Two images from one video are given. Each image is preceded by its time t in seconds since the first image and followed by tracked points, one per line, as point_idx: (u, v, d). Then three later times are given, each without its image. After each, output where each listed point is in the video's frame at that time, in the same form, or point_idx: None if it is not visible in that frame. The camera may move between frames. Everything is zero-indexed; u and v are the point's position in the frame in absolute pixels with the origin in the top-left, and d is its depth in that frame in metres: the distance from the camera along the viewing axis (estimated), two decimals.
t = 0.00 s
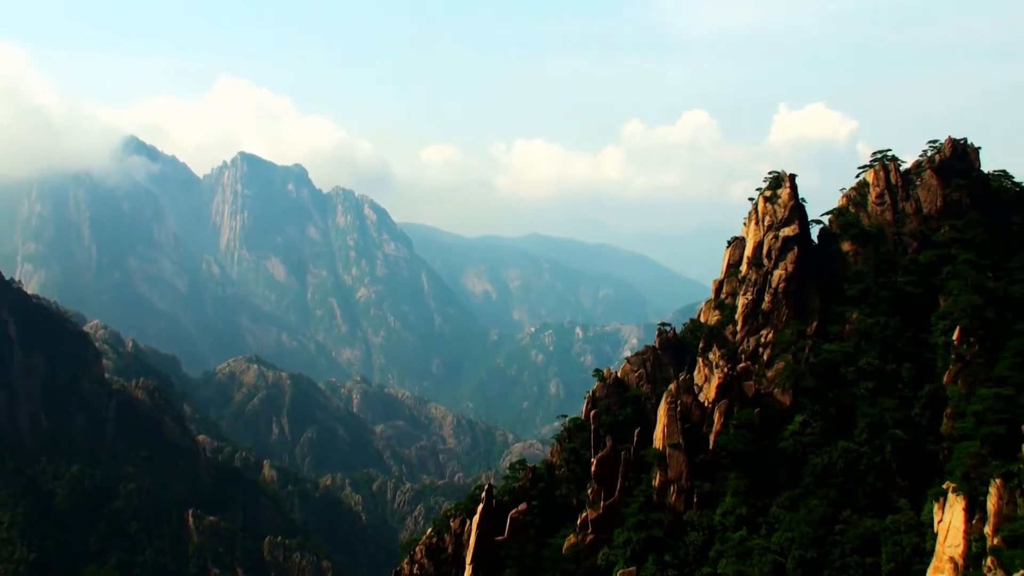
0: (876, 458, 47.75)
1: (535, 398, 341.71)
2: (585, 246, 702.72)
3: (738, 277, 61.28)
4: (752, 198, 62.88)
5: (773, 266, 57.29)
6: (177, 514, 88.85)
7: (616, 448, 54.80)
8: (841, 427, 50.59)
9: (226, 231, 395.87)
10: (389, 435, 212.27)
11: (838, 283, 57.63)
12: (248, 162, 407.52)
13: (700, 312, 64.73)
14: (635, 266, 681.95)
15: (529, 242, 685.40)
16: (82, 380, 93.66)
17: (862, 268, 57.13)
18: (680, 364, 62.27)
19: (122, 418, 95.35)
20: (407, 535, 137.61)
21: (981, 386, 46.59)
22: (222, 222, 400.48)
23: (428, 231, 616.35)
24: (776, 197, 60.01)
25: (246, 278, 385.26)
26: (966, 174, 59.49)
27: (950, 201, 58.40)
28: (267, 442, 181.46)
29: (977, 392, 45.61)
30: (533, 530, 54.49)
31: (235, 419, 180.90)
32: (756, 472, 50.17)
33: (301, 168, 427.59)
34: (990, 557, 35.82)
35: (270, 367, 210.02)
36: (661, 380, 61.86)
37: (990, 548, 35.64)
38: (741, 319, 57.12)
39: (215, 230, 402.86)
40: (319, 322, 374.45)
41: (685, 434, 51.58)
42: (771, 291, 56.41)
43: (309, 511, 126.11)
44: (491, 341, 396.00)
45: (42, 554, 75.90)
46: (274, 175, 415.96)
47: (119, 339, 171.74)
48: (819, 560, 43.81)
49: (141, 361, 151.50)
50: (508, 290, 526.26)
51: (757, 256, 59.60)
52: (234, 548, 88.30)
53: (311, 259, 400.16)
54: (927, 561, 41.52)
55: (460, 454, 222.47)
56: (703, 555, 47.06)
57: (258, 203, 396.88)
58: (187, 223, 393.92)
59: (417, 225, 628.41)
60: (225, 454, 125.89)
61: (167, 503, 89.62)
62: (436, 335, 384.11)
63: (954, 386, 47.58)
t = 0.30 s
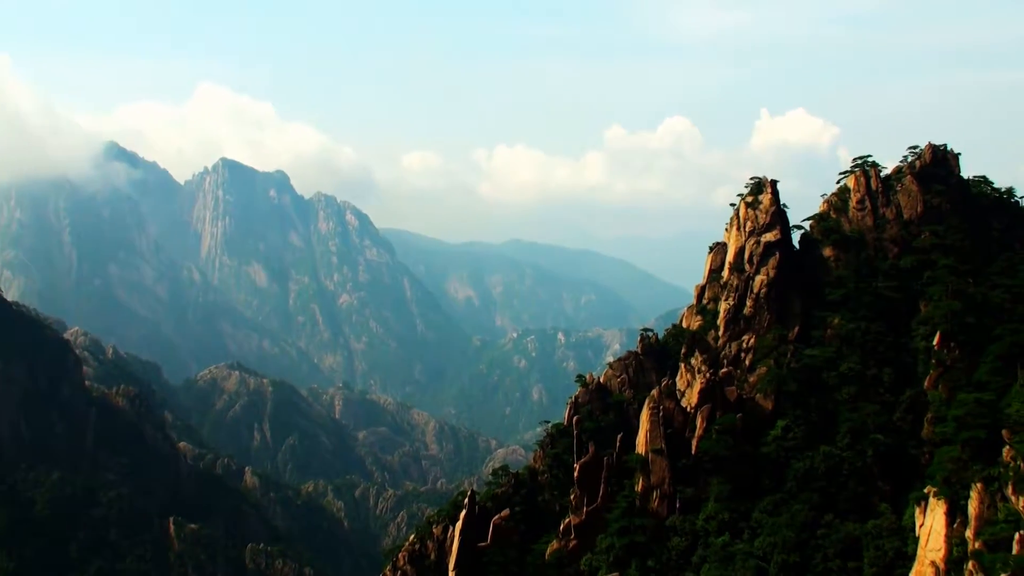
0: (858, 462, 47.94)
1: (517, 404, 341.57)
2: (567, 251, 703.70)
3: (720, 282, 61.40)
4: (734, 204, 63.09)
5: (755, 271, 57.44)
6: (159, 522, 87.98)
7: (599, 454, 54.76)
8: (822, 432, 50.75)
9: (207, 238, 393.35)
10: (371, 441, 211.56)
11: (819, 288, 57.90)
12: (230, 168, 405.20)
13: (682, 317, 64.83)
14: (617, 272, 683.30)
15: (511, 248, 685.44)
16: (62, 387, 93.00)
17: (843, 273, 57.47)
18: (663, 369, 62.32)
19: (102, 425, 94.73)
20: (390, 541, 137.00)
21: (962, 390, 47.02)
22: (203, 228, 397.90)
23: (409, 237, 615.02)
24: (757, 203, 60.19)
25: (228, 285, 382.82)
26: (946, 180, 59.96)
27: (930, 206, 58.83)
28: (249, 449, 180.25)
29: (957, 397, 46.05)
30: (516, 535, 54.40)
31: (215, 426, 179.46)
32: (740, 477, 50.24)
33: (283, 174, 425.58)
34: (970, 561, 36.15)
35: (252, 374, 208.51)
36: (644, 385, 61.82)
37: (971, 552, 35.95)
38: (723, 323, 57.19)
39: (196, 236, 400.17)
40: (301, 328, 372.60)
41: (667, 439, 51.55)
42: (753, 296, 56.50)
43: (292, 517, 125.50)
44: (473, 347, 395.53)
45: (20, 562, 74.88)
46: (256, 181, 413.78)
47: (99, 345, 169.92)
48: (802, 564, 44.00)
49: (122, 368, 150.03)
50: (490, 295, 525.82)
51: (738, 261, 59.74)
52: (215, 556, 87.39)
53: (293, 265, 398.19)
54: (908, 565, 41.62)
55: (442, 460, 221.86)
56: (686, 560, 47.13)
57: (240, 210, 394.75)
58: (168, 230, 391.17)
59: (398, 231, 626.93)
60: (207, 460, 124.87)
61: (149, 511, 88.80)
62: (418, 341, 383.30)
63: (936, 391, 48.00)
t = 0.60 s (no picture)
0: (840, 466, 48.03)
1: (500, 409, 340.85)
2: (550, 256, 704.26)
3: (702, 287, 61.46)
4: (715, 209, 63.24)
5: (736, 276, 57.55)
6: (140, 529, 87.04)
7: (581, 459, 54.67)
8: (804, 436, 50.89)
9: (188, 243, 390.70)
10: (354, 447, 210.56)
11: (800, 293, 58.10)
12: (211, 174, 402.97)
13: (665, 322, 64.84)
14: (599, 277, 684.45)
15: (493, 253, 685.28)
16: (42, 394, 92.29)
17: (824, 278, 57.71)
18: (645, 373, 62.34)
19: (83, 432, 94.00)
20: (373, 547, 136.37)
21: (943, 395, 47.33)
22: (184, 234, 395.23)
23: (392, 243, 613.59)
24: (739, 207, 60.35)
25: (209, 290, 380.30)
26: (927, 185, 60.35)
27: (910, 211, 59.21)
28: (230, 455, 179.03)
29: (939, 401, 46.33)
30: (499, 540, 54.31)
31: (197, 432, 178.01)
32: (721, 481, 50.31)
33: (264, 179, 423.55)
34: (951, 564, 36.34)
35: (233, 380, 206.99)
36: (627, 390, 61.79)
37: (953, 556, 36.12)
38: (705, 328, 57.25)
39: (177, 242, 397.44)
40: (283, 334, 370.52)
41: (650, 443, 51.58)
42: (735, 301, 56.61)
43: (275, 523, 124.64)
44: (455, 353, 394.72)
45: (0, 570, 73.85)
46: (237, 186, 411.45)
47: (79, 351, 168.20)
48: (783, 567, 44.15)
49: (103, 374, 148.59)
50: (472, 300, 525.22)
51: (720, 266, 59.85)
52: (197, 563, 86.36)
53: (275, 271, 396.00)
54: (890, 569, 41.77)
55: (425, 465, 220.96)
56: (669, 564, 47.10)
57: (221, 215, 392.43)
58: (149, 236, 388.51)
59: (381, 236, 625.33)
60: (188, 467, 123.81)
61: (130, 518, 87.83)
62: (400, 346, 382.02)
63: (917, 395, 48.21)
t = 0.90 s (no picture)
0: (821, 469, 48.18)
1: (481, 413, 340.19)
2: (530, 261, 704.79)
3: (682, 291, 61.60)
4: (696, 213, 63.43)
5: (718, 279, 57.71)
6: (120, 535, 86.12)
7: (563, 463, 54.62)
8: (785, 439, 51.04)
9: (168, 248, 387.83)
10: (335, 452, 209.69)
11: (780, 296, 58.37)
12: (191, 178, 400.31)
13: (646, 326, 64.87)
14: (580, 281, 685.34)
15: (474, 257, 685.08)
16: (21, 399, 91.13)
17: (804, 281, 57.95)
18: (626, 377, 62.33)
19: (62, 438, 92.90)
20: (355, 552, 135.91)
21: (922, 397, 47.62)
22: (164, 239, 392.24)
23: (373, 247, 611.86)
24: (720, 211, 60.58)
25: (189, 295, 377.58)
26: (906, 189, 60.81)
27: (890, 215, 59.60)
28: (211, 461, 177.79)
29: (919, 404, 46.60)
30: (480, 545, 54.20)
31: (177, 438, 176.46)
32: (703, 485, 50.37)
33: (245, 184, 421.19)
34: (932, 565, 36.62)
35: (214, 385, 205.44)
36: (608, 394, 61.77)
37: (933, 557, 36.44)
38: (687, 332, 57.34)
39: (157, 247, 394.40)
40: (264, 339, 368.23)
41: (631, 447, 51.63)
42: (716, 305, 56.79)
43: (256, 530, 123.90)
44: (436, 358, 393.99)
45: None
46: (218, 191, 408.86)
47: (58, 357, 166.56)
48: (765, 570, 44.22)
49: (83, 381, 147.17)
50: (454, 305, 524.56)
51: (701, 270, 60.02)
52: (178, 569, 85.57)
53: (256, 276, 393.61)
54: (871, 572, 41.93)
55: (406, 470, 220.24)
56: (651, 568, 47.10)
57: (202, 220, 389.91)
58: (128, 241, 385.13)
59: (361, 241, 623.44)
60: (169, 473, 122.86)
61: (110, 524, 86.90)
62: (382, 350, 380.67)
63: (898, 398, 48.45)
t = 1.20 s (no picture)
0: (801, 471, 48.34)
1: (462, 416, 339.33)
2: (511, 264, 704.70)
3: (663, 294, 61.65)
4: (676, 216, 63.50)
5: (698, 282, 57.83)
6: (98, 541, 85.03)
7: (543, 466, 54.45)
8: (765, 441, 51.17)
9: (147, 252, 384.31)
10: (315, 455, 208.61)
11: (759, 299, 58.62)
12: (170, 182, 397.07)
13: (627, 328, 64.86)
14: (560, 284, 685.56)
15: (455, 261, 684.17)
16: None
17: (784, 284, 58.21)
18: (607, 380, 62.28)
19: (39, 444, 91.59)
20: (336, 556, 135.13)
21: (901, 398, 47.86)
22: (143, 243, 388.68)
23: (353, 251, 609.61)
24: (700, 215, 60.69)
25: (168, 299, 374.15)
26: (884, 193, 61.16)
27: (868, 219, 59.97)
28: (191, 465, 176.26)
29: (897, 405, 46.82)
30: (461, 548, 53.97)
31: (155, 442, 174.68)
32: (684, 487, 50.39)
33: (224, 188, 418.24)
34: (912, 567, 36.82)
35: (194, 389, 203.63)
36: (589, 397, 61.69)
37: (912, 559, 36.67)
38: (667, 335, 57.41)
39: (136, 251, 390.72)
40: (243, 343, 365.56)
41: (613, 450, 51.57)
42: (696, 307, 56.91)
43: (236, 534, 122.80)
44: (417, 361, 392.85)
45: None
46: (197, 194, 405.68)
47: (34, 361, 164.50)
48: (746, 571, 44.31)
49: (61, 385, 145.40)
50: (434, 308, 523.39)
51: (681, 272, 60.09)
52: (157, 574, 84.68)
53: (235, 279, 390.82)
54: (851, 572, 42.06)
55: (386, 473, 219.25)
56: (632, 570, 47.06)
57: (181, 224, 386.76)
58: (106, 245, 381.35)
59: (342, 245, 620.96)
60: (147, 478, 121.43)
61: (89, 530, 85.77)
62: (362, 354, 379.04)
63: (877, 400, 48.62)
